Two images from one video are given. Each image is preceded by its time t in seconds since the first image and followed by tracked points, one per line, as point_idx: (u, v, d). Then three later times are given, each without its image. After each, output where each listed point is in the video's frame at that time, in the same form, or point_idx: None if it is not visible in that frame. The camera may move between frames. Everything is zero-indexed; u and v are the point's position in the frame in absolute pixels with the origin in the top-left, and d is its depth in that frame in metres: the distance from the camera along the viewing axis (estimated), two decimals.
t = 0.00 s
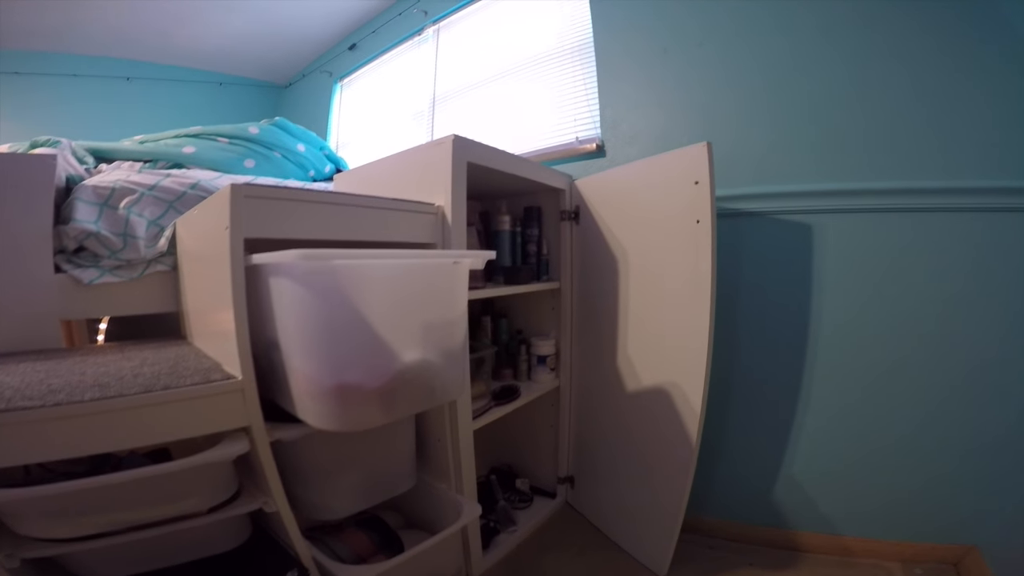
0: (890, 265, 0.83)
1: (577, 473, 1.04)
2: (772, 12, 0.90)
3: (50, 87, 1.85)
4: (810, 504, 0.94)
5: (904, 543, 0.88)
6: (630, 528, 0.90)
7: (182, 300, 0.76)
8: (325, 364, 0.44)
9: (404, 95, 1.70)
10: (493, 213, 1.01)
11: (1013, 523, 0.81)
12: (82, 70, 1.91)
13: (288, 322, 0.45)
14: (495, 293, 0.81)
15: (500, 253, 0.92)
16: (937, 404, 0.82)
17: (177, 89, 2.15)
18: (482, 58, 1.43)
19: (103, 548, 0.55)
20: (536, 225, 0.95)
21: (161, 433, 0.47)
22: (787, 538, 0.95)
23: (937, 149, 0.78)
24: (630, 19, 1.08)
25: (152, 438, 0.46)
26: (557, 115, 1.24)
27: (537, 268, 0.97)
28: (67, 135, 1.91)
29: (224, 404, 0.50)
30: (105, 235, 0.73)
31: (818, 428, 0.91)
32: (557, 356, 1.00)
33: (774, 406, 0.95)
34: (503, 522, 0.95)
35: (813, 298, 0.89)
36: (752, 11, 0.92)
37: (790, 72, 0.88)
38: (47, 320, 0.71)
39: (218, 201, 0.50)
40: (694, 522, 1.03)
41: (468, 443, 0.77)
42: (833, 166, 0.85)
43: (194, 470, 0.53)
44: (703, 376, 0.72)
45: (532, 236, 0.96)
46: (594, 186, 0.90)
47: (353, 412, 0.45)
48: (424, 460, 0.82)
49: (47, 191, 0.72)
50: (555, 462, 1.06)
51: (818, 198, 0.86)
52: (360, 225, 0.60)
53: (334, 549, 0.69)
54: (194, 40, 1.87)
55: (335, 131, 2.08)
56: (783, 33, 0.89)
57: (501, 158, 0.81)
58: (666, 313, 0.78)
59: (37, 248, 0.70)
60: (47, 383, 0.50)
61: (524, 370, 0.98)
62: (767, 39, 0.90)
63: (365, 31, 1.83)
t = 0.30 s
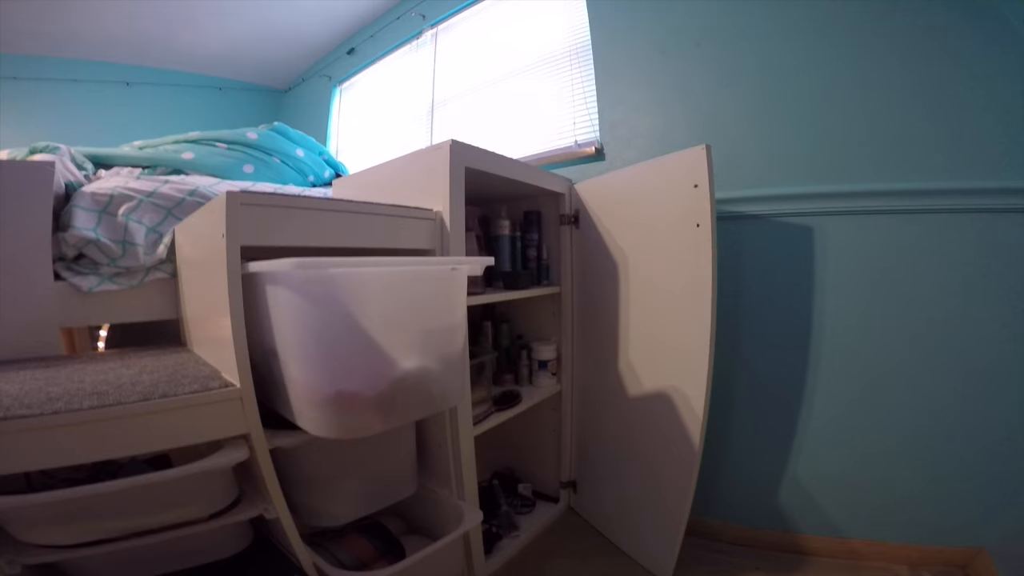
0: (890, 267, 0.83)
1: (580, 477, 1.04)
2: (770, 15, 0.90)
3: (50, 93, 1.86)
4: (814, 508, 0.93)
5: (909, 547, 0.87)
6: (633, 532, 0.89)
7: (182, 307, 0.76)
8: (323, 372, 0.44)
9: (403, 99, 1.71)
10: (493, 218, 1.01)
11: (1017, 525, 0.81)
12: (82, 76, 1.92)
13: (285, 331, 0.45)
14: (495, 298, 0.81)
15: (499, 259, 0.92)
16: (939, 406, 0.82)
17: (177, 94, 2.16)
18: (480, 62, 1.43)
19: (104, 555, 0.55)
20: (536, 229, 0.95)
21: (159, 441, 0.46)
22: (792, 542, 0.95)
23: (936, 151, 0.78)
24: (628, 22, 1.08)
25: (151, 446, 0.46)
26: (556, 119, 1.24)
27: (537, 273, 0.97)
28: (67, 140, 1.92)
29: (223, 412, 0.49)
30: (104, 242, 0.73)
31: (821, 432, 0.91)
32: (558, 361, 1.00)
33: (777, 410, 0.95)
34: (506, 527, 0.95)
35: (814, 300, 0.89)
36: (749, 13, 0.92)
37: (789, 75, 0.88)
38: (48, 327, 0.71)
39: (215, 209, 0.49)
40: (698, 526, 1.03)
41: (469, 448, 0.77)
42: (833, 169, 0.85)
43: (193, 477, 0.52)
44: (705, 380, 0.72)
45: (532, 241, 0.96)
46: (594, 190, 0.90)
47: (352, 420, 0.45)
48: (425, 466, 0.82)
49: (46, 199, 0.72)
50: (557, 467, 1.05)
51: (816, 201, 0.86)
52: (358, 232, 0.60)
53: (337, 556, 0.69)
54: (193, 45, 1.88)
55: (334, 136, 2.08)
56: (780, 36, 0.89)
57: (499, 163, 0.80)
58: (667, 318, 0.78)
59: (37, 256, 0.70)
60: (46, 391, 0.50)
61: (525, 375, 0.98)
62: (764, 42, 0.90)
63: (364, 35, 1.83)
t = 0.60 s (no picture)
0: (896, 265, 0.82)
1: (584, 478, 1.03)
2: (774, 11, 0.89)
3: (53, 96, 1.86)
4: (821, 508, 0.92)
5: (918, 548, 0.86)
6: (638, 533, 0.88)
7: (183, 309, 0.76)
8: (322, 375, 0.44)
9: (404, 100, 1.70)
10: (495, 218, 1.01)
11: None
12: (85, 79, 1.92)
13: (284, 333, 0.45)
14: (498, 298, 0.80)
15: (502, 259, 0.91)
16: (948, 406, 0.81)
17: (180, 97, 2.16)
18: (482, 61, 1.42)
19: (104, 560, 0.54)
20: (538, 229, 0.95)
21: (156, 445, 0.46)
22: (798, 543, 0.94)
23: (943, 147, 0.77)
24: (630, 20, 1.07)
25: (149, 450, 0.45)
26: (558, 118, 1.24)
27: (539, 273, 0.96)
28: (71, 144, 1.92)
29: (221, 415, 0.49)
30: (106, 245, 0.72)
31: (829, 432, 0.90)
32: (561, 362, 0.99)
33: (783, 409, 0.93)
34: (509, 528, 0.94)
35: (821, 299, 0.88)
36: (752, 9, 0.91)
37: (792, 72, 0.87)
38: (49, 330, 0.71)
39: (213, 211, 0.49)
40: (704, 527, 1.02)
41: (472, 451, 0.76)
42: (839, 166, 0.84)
43: (193, 480, 0.52)
44: (711, 379, 0.71)
45: (535, 241, 0.95)
46: (597, 190, 0.90)
47: (352, 423, 0.45)
48: (428, 468, 0.81)
49: (46, 202, 0.71)
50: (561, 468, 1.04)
51: (820, 199, 0.85)
52: (358, 233, 0.60)
53: (339, 558, 0.68)
54: (195, 48, 1.88)
55: (336, 137, 2.08)
56: (784, 33, 0.88)
57: (501, 163, 0.80)
58: (672, 318, 0.77)
59: (38, 258, 0.70)
60: (44, 395, 0.50)
61: (529, 376, 0.97)
62: (768, 38, 0.89)
63: (365, 36, 1.83)
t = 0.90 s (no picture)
0: (904, 264, 0.81)
1: (586, 477, 1.02)
2: (783, 6, 0.87)
3: (56, 91, 1.86)
4: (826, 509, 0.91)
5: (922, 549, 0.86)
6: (641, 532, 0.88)
7: (184, 305, 0.75)
8: (323, 374, 0.43)
9: (407, 95, 1.69)
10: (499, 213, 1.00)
11: None
12: (87, 73, 1.92)
13: (284, 331, 0.44)
14: (501, 295, 0.79)
15: (506, 255, 0.90)
16: (955, 407, 0.80)
17: (183, 92, 2.15)
18: (486, 56, 1.41)
19: (104, 559, 0.54)
20: (542, 226, 0.94)
21: (156, 444, 0.45)
22: (802, 543, 0.93)
23: (954, 145, 0.76)
24: (637, 14, 1.05)
25: (149, 449, 0.45)
26: (563, 113, 1.22)
27: (543, 270, 0.95)
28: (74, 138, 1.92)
29: (222, 414, 0.48)
30: (106, 240, 0.72)
31: (834, 432, 0.89)
32: (565, 360, 0.98)
33: (789, 409, 0.92)
34: (511, 526, 0.94)
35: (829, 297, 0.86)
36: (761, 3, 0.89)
37: (800, 67, 0.86)
38: (49, 326, 0.70)
39: (213, 205, 0.48)
40: (707, 526, 1.01)
41: (475, 450, 0.75)
42: (847, 163, 0.83)
43: (193, 479, 0.51)
44: (717, 379, 0.70)
45: (539, 237, 0.94)
46: (602, 186, 0.89)
47: (353, 423, 0.44)
48: (430, 466, 0.80)
49: (45, 197, 0.71)
50: (563, 466, 1.04)
51: (826, 196, 0.84)
52: (360, 229, 0.59)
53: (341, 557, 0.68)
54: (198, 43, 1.87)
55: (339, 133, 2.07)
56: (793, 27, 0.86)
57: (505, 158, 0.79)
58: (678, 316, 0.76)
59: (37, 254, 0.69)
60: (43, 393, 0.49)
61: (532, 373, 0.96)
62: (776, 33, 0.88)
63: (368, 31, 1.81)
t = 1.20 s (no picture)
0: (916, 263, 0.79)
1: (592, 477, 1.01)
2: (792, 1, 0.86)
3: (59, 89, 1.86)
4: (835, 510, 0.90)
5: (931, 550, 0.85)
6: (647, 533, 0.87)
7: (188, 305, 0.74)
8: (328, 378, 0.42)
9: (411, 93, 1.68)
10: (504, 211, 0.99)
11: None
12: (90, 72, 1.92)
13: (288, 334, 0.43)
14: (507, 295, 0.78)
15: (511, 254, 0.89)
16: (966, 409, 0.79)
17: (186, 90, 2.15)
18: (491, 52, 1.40)
19: (108, 563, 0.53)
20: (548, 224, 0.93)
21: (160, 448, 0.44)
22: (809, 544, 0.92)
23: (967, 142, 0.74)
24: (643, 9, 1.04)
25: (153, 454, 0.44)
26: (569, 110, 1.21)
27: (549, 268, 0.94)
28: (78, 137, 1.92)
29: (227, 417, 0.47)
30: (108, 240, 0.71)
31: (844, 433, 0.88)
32: (571, 360, 0.97)
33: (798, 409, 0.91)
34: (516, 526, 0.93)
35: (840, 297, 0.85)
36: None
37: (809, 63, 0.84)
38: (52, 327, 0.70)
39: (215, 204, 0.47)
40: (713, 527, 1.00)
41: (481, 451, 0.75)
42: (858, 162, 0.81)
43: (199, 482, 0.51)
44: (726, 380, 0.69)
45: (545, 235, 0.93)
46: (609, 185, 0.88)
47: (358, 427, 0.43)
48: (436, 467, 0.80)
49: (47, 196, 0.70)
50: (568, 465, 1.03)
51: (836, 194, 0.83)
52: (364, 228, 0.58)
53: (347, 558, 0.68)
54: (200, 40, 1.86)
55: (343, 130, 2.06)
56: (804, 21, 0.85)
57: (510, 156, 0.78)
58: (687, 317, 0.75)
59: (40, 254, 0.69)
60: (46, 396, 0.48)
61: (538, 373, 0.95)
62: (786, 28, 0.86)
63: (371, 28, 1.80)
